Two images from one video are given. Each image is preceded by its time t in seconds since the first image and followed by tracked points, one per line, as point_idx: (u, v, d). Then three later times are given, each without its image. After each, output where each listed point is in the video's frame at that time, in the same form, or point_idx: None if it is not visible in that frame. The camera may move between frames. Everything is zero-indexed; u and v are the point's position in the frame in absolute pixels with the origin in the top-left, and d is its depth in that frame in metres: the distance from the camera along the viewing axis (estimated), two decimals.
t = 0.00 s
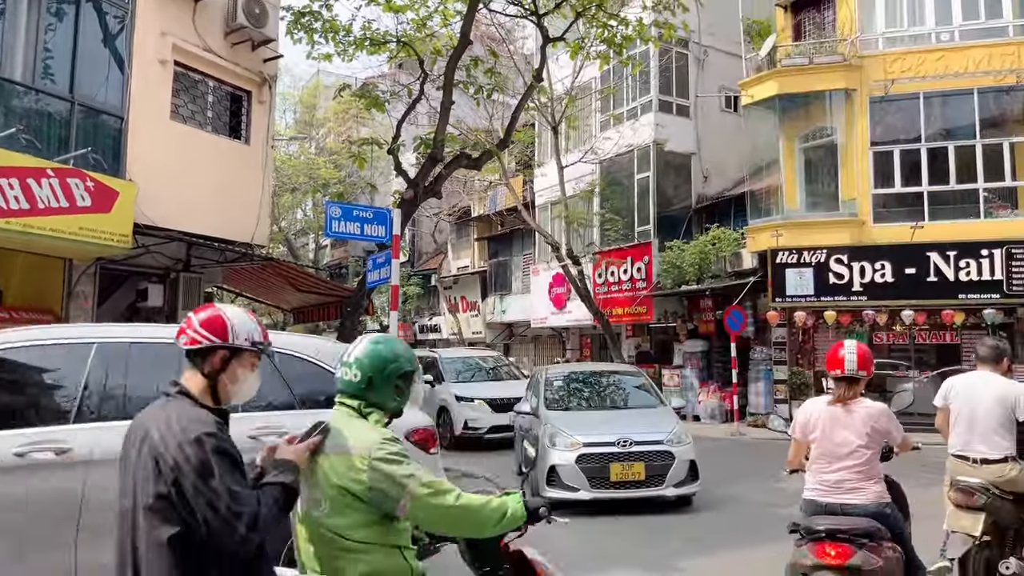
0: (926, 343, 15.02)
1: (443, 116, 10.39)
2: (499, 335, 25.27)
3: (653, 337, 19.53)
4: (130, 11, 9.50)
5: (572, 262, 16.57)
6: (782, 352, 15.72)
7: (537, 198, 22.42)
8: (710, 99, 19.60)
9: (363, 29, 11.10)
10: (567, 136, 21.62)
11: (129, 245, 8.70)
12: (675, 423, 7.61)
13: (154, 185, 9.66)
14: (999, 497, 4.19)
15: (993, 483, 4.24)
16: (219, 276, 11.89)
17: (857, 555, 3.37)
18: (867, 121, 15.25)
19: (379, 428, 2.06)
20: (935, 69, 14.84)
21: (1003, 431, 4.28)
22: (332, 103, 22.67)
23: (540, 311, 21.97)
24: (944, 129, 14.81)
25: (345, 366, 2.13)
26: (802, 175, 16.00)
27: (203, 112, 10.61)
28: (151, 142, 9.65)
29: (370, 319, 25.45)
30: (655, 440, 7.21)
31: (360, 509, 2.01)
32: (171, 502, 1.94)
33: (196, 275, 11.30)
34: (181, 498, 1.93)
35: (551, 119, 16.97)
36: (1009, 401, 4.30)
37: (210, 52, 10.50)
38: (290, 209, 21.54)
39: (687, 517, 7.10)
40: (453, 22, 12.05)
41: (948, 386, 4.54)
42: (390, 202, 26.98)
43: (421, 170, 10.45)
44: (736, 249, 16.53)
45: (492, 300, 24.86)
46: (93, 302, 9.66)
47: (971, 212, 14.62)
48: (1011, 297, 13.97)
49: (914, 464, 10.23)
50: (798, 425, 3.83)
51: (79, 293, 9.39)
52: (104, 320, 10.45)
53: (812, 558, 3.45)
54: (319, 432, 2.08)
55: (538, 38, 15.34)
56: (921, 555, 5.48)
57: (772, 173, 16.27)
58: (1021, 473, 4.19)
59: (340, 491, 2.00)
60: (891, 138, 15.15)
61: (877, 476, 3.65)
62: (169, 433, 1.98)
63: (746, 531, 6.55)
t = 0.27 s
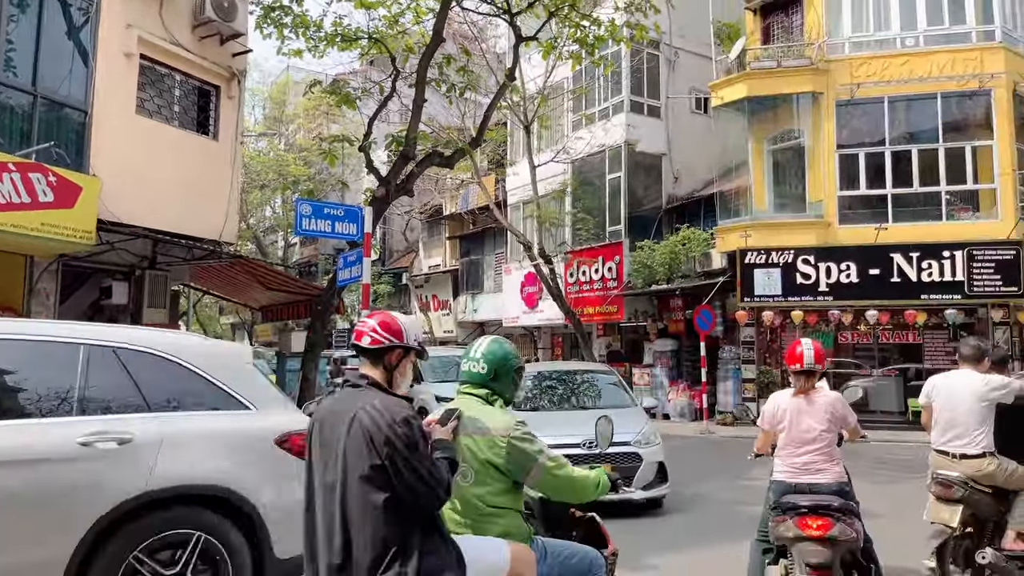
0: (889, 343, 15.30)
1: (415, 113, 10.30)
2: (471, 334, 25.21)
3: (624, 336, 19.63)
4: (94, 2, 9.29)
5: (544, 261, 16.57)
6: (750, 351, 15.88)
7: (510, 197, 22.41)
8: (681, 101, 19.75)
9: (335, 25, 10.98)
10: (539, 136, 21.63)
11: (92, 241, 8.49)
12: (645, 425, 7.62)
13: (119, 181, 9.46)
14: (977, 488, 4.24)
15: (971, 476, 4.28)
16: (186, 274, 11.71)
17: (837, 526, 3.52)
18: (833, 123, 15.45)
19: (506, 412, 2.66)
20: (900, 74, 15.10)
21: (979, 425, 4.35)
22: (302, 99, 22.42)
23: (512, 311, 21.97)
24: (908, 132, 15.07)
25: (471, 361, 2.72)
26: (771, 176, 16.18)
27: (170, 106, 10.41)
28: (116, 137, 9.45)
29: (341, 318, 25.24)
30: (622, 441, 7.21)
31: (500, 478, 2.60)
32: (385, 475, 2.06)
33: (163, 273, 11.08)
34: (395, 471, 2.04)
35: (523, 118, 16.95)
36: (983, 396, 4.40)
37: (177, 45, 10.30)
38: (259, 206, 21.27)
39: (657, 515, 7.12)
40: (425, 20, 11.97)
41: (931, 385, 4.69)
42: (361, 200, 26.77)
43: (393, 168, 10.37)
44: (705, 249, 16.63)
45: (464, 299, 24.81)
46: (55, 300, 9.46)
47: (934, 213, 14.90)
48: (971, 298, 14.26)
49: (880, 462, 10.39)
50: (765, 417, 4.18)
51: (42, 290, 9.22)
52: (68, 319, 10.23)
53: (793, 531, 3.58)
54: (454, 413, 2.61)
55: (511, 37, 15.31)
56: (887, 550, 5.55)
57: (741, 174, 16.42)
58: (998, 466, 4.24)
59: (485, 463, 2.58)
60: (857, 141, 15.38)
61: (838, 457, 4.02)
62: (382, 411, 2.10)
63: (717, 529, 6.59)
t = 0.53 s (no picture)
0: (859, 342, 15.52)
1: (392, 110, 10.22)
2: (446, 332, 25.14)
3: (600, 335, 19.69)
4: None
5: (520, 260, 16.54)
6: (723, 350, 16.00)
7: (486, 195, 22.39)
8: (656, 101, 19.85)
9: (310, 20, 10.86)
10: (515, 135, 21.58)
11: (61, 238, 8.31)
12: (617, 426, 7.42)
13: (89, 176, 9.29)
14: (964, 483, 4.53)
15: (959, 471, 4.56)
16: (156, 271, 11.53)
17: (807, 505, 3.84)
18: (806, 125, 15.61)
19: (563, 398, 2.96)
20: (871, 77, 15.31)
21: (967, 424, 4.59)
22: (276, 95, 22.17)
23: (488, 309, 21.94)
24: (879, 134, 15.28)
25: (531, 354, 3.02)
26: (745, 177, 16.31)
27: (140, 101, 10.23)
28: (86, 131, 9.27)
29: (316, 316, 25.02)
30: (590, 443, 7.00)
31: (562, 455, 2.88)
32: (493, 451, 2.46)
33: (132, 270, 10.85)
34: (504, 449, 2.45)
35: (500, 117, 16.89)
36: (975, 396, 4.60)
37: (149, 39, 10.13)
38: (232, 203, 21.00)
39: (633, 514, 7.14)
40: (402, 17, 11.87)
41: (925, 382, 4.88)
42: (336, 198, 26.56)
43: (369, 166, 10.30)
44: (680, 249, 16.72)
45: (440, 297, 24.73)
46: (21, 297, 9.24)
47: (904, 215, 15.12)
48: (939, 298, 14.44)
49: (852, 460, 10.54)
50: (733, 412, 4.52)
51: (8, 287, 8.99)
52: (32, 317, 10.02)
53: (767, 511, 3.88)
54: (524, 401, 2.86)
55: (488, 35, 15.25)
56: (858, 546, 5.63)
57: (715, 175, 16.53)
58: (985, 463, 4.52)
59: (552, 442, 2.85)
60: (829, 143, 15.55)
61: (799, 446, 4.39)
62: (490, 398, 2.49)
63: (691, 527, 6.62)
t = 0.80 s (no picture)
0: (835, 339, 15.67)
1: (372, 106, 10.14)
2: (426, 329, 25.07)
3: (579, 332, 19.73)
4: None
5: (500, 257, 16.51)
6: (702, 347, 16.08)
7: (466, 192, 22.35)
8: (636, 99, 19.90)
9: (288, 14, 10.74)
10: (495, 132, 21.53)
11: (33, 232, 8.17)
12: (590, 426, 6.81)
13: (63, 170, 9.13)
14: (960, 474, 4.73)
15: (956, 463, 4.76)
16: (131, 266, 11.37)
17: (778, 486, 4.18)
18: (784, 124, 15.73)
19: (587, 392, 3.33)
20: (848, 77, 15.46)
21: (962, 419, 4.76)
22: (254, 89, 21.93)
23: (468, 306, 21.91)
24: (855, 134, 15.43)
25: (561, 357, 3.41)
26: (723, 174, 16.35)
27: (115, 94, 10.06)
28: (60, 124, 9.11)
29: (294, 313, 24.84)
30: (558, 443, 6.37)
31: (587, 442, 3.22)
32: (547, 440, 2.79)
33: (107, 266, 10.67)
34: (557, 439, 2.78)
35: (480, 113, 16.82)
36: (972, 394, 4.75)
37: (124, 31, 9.97)
38: (209, 198, 20.77)
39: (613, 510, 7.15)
40: (381, 12, 11.78)
41: (925, 378, 5.05)
42: (315, 194, 26.36)
43: (348, 162, 10.22)
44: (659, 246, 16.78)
45: (419, 294, 24.65)
46: None
47: (879, 214, 15.29)
48: (913, 296, 14.72)
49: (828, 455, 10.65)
50: (704, 405, 4.81)
51: None
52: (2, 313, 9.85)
53: (744, 490, 4.18)
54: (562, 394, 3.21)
55: (468, 31, 15.19)
56: (835, 540, 5.69)
57: (694, 173, 16.60)
58: (981, 456, 4.71)
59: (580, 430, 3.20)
60: (806, 142, 15.67)
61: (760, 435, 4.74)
62: (544, 393, 2.81)
63: (671, 522, 6.64)
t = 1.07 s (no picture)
0: (811, 340, 15.82)
1: (351, 105, 10.06)
2: (405, 330, 24.97)
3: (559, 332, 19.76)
4: None
5: (480, 257, 16.47)
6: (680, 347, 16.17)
7: (446, 192, 22.31)
8: (616, 101, 19.96)
9: (266, 11, 10.64)
10: (475, 131, 21.49)
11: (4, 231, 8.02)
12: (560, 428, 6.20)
13: (36, 167, 8.97)
14: (962, 469, 4.93)
15: (956, 458, 4.98)
16: (105, 265, 11.19)
17: (741, 471, 4.59)
18: (762, 126, 15.85)
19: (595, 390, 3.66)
20: (824, 81, 15.62)
21: (962, 417, 5.01)
22: (231, 86, 21.71)
23: (448, 306, 21.86)
24: (831, 137, 15.59)
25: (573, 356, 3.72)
26: (701, 177, 16.33)
27: (90, 90, 9.89)
28: (33, 120, 8.96)
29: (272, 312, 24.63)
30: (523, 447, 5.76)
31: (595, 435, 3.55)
32: (567, 430, 3.11)
33: (80, 265, 10.50)
34: (576, 430, 3.09)
35: (460, 113, 16.76)
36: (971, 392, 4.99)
37: (99, 27, 9.83)
38: (185, 196, 20.53)
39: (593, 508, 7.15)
40: (360, 10, 11.70)
41: (928, 378, 5.29)
42: (293, 193, 26.17)
43: (326, 160, 10.14)
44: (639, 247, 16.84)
45: (398, 294, 24.56)
46: None
47: (855, 215, 15.46)
48: (887, 297, 14.92)
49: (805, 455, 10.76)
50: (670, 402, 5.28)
51: None
52: None
53: (710, 477, 4.60)
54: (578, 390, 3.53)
55: (448, 30, 15.14)
56: (811, 539, 5.74)
57: (673, 174, 16.66)
58: (980, 451, 4.92)
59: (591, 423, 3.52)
60: (783, 145, 15.80)
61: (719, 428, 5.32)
62: (566, 388, 3.12)
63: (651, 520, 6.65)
